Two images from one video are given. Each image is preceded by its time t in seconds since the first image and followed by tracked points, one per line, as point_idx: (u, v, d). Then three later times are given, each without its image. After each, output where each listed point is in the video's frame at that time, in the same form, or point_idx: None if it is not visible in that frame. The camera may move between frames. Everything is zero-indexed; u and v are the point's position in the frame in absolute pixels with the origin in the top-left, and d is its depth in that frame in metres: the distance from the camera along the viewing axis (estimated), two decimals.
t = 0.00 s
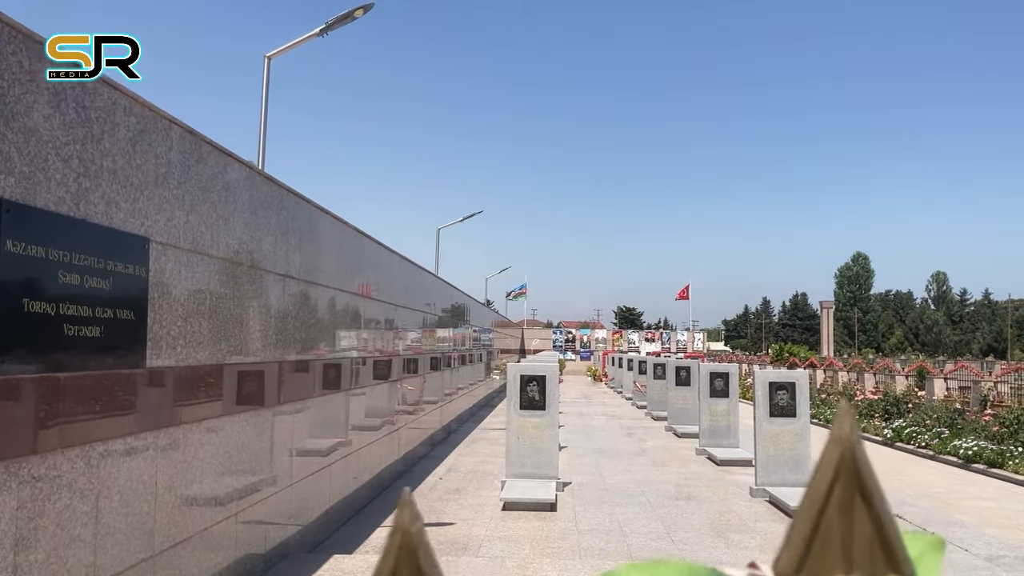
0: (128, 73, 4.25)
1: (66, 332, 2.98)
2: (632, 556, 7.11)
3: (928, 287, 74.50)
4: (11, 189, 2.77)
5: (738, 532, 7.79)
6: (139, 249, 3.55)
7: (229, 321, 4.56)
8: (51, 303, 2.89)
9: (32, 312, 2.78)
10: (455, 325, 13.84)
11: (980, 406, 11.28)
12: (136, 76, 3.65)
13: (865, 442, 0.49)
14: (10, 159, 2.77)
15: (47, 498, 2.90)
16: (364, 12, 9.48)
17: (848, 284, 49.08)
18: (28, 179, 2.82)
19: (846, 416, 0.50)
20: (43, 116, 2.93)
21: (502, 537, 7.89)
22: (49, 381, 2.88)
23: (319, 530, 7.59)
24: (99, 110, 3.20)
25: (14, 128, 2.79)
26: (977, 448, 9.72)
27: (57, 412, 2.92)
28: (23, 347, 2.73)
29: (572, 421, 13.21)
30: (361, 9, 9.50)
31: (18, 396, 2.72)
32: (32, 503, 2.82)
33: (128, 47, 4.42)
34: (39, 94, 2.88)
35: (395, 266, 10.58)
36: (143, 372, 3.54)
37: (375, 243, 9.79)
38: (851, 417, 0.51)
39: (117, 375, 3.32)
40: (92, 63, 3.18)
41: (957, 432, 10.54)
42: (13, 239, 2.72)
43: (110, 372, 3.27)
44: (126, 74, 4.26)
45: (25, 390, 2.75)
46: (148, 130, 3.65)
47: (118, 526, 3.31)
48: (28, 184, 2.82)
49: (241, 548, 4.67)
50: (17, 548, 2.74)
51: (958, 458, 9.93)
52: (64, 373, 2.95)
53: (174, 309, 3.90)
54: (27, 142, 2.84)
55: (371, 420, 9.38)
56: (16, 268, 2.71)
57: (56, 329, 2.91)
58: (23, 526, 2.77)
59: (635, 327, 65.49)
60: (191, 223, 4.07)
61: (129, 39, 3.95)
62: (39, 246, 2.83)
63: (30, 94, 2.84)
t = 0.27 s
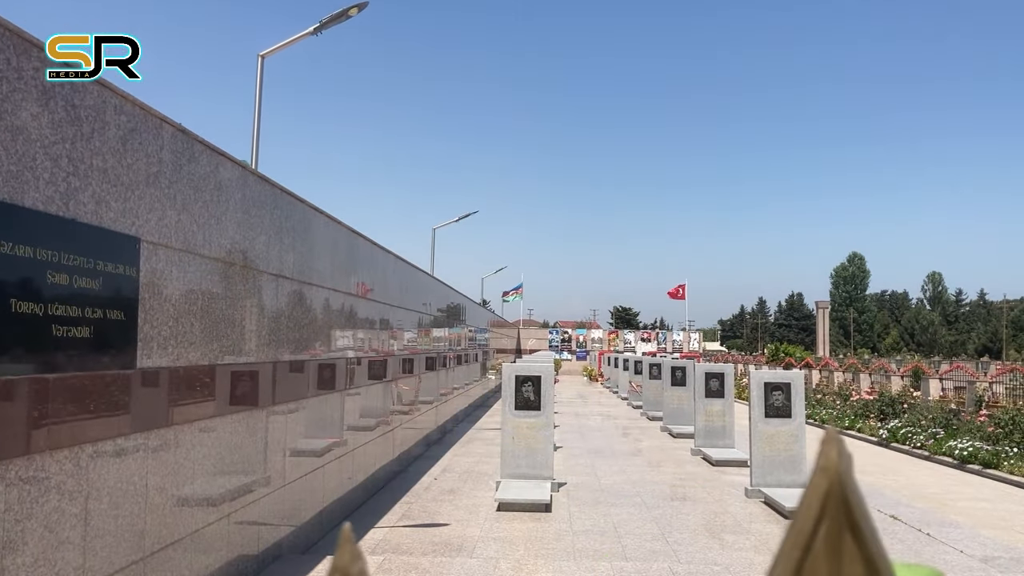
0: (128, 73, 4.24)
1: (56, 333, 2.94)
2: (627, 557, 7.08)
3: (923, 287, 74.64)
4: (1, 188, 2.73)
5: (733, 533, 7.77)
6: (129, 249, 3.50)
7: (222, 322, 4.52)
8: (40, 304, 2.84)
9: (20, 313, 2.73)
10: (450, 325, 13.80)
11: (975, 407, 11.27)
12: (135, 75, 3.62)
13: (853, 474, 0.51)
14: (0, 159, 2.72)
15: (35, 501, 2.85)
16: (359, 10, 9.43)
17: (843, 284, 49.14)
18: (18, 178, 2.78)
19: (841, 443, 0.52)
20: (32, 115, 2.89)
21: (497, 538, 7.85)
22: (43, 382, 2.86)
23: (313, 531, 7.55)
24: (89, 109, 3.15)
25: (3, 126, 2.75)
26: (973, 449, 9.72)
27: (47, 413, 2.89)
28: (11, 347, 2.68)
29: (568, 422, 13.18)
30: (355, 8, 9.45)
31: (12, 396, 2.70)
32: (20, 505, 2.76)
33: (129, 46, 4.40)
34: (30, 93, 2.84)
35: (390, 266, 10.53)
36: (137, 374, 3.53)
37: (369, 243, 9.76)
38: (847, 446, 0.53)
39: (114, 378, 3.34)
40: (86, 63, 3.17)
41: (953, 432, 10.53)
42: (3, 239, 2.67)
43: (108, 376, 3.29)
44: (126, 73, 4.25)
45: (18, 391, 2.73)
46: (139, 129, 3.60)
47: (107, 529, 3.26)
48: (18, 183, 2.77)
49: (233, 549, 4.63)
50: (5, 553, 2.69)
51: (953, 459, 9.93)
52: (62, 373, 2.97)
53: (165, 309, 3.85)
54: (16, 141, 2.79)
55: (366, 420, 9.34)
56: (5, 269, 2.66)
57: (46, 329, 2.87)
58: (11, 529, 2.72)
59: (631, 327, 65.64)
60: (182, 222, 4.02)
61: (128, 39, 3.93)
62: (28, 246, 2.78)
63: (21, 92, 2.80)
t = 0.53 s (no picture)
0: (128, 73, 4.24)
1: (49, 333, 2.91)
2: (623, 558, 7.07)
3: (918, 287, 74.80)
4: None
5: (729, 534, 7.76)
6: (123, 249, 3.47)
7: (217, 322, 4.49)
8: (33, 304, 2.81)
9: (13, 313, 2.70)
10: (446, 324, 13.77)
11: (970, 407, 11.28)
12: (134, 75, 3.59)
13: (853, 501, 0.61)
14: None
15: (29, 502, 2.83)
16: (355, 9, 9.40)
17: (839, 284, 49.20)
18: (11, 177, 2.75)
19: (839, 472, 0.62)
20: (25, 114, 2.86)
21: (492, 539, 7.84)
22: (37, 383, 2.83)
23: (308, 531, 7.52)
24: (83, 108, 3.12)
25: None
26: (968, 450, 9.74)
27: (41, 412, 2.87)
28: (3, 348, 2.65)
29: (564, 422, 13.17)
30: (351, 7, 9.42)
31: (5, 396, 2.68)
32: (12, 507, 2.74)
33: (129, 45, 4.39)
34: (23, 92, 2.81)
35: (386, 266, 10.50)
36: (131, 374, 3.52)
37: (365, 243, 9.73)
38: (846, 472, 0.63)
39: (109, 378, 3.32)
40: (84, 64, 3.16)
41: (949, 433, 10.55)
42: None
43: (103, 376, 3.27)
44: (127, 74, 4.24)
45: (12, 391, 2.71)
46: (133, 128, 3.58)
47: (100, 531, 3.24)
48: (11, 183, 2.75)
49: (227, 550, 4.60)
50: None
51: (949, 459, 9.95)
52: (58, 372, 2.95)
53: (160, 308, 3.82)
54: (9, 140, 2.77)
55: (361, 420, 9.31)
56: None
57: (39, 330, 2.84)
58: (4, 531, 2.70)
59: (627, 327, 65.65)
60: (177, 222, 3.99)
61: (129, 40, 3.93)
62: (21, 246, 2.75)
63: (14, 92, 2.77)
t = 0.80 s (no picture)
0: (127, 73, 4.22)
1: (43, 334, 2.89)
2: (618, 559, 7.06)
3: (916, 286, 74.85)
4: None
5: (725, 535, 7.76)
6: (118, 250, 3.45)
7: (213, 322, 4.47)
8: (28, 304, 2.80)
9: (8, 314, 2.69)
10: (443, 324, 13.75)
11: (966, 408, 11.29)
12: (130, 75, 3.58)
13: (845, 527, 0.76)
14: None
15: (23, 503, 2.82)
16: (352, 9, 9.38)
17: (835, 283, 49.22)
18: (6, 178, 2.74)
19: (836, 503, 0.77)
20: (20, 114, 2.84)
21: (488, 539, 7.83)
22: (32, 382, 2.83)
23: (304, 532, 7.50)
24: (78, 109, 3.10)
25: None
26: (964, 451, 9.76)
27: (36, 412, 2.85)
28: None
29: (560, 422, 13.18)
30: (347, 6, 9.39)
31: None
32: (6, 509, 2.73)
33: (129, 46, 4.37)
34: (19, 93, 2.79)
35: (382, 265, 10.49)
36: (127, 374, 3.51)
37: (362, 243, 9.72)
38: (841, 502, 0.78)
39: (104, 378, 3.32)
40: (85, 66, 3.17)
41: (944, 433, 10.57)
42: None
43: (97, 376, 3.26)
44: (126, 73, 4.22)
45: (7, 391, 2.69)
46: (129, 128, 3.56)
47: (94, 532, 3.23)
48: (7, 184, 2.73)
49: (222, 551, 4.59)
50: None
51: (944, 460, 9.96)
52: (53, 372, 2.95)
53: (156, 309, 3.80)
54: (5, 141, 2.75)
55: (357, 420, 9.30)
56: None
57: (33, 331, 2.83)
58: None
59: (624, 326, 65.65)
60: (173, 222, 3.97)
61: (127, 39, 3.90)
62: (15, 247, 2.74)
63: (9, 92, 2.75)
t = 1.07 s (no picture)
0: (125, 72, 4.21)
1: (37, 333, 2.88)
2: (613, 560, 7.05)
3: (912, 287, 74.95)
4: None
5: (720, 535, 7.76)
6: (113, 249, 3.44)
7: (208, 321, 4.45)
8: (22, 304, 2.79)
9: (2, 314, 2.68)
10: (439, 324, 13.74)
11: (961, 409, 11.30)
12: (127, 74, 3.56)
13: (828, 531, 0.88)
14: None
15: (16, 503, 2.80)
16: (347, 9, 9.36)
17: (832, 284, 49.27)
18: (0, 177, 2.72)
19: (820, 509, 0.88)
20: (14, 113, 2.83)
21: (483, 540, 7.82)
22: (26, 381, 2.82)
23: (299, 532, 7.48)
24: (73, 108, 3.09)
25: None
26: (959, 452, 9.78)
27: (30, 411, 2.84)
28: None
29: (556, 422, 13.18)
30: (343, 6, 9.37)
31: None
32: None
33: (129, 45, 4.37)
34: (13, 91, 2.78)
35: (378, 265, 10.47)
36: (122, 373, 3.50)
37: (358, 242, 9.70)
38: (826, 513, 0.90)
39: (100, 377, 3.31)
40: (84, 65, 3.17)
41: (939, 434, 10.59)
42: None
43: (92, 376, 3.25)
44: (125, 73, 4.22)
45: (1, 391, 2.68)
46: (124, 127, 3.54)
47: (89, 531, 3.22)
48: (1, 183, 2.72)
49: (217, 551, 4.57)
50: None
51: (939, 461, 9.98)
52: (48, 372, 2.94)
53: (150, 308, 3.79)
54: None
55: (353, 420, 9.29)
56: None
57: (28, 330, 2.81)
58: None
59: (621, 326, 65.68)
60: (168, 221, 3.95)
61: (125, 38, 3.89)
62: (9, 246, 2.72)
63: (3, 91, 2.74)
